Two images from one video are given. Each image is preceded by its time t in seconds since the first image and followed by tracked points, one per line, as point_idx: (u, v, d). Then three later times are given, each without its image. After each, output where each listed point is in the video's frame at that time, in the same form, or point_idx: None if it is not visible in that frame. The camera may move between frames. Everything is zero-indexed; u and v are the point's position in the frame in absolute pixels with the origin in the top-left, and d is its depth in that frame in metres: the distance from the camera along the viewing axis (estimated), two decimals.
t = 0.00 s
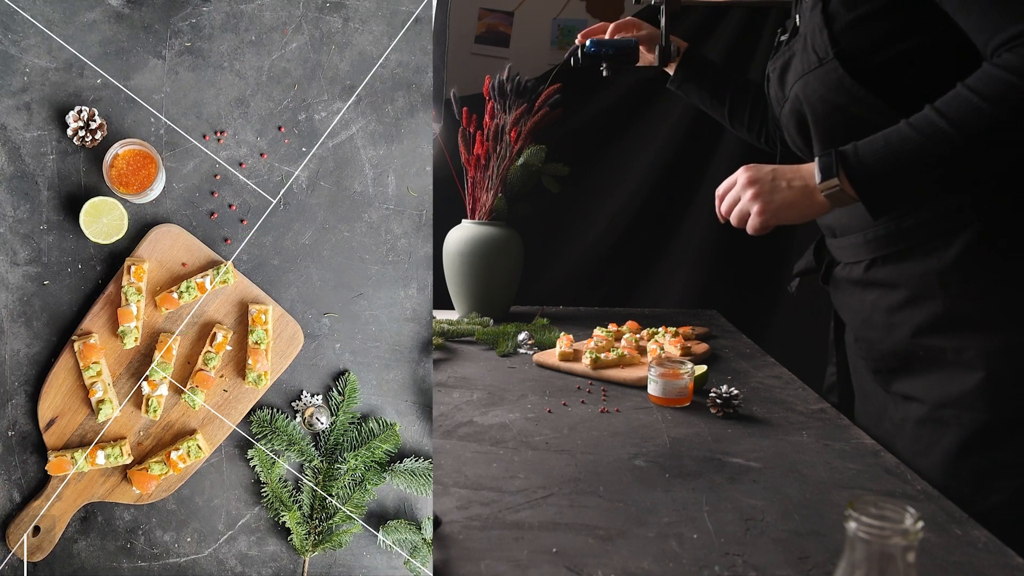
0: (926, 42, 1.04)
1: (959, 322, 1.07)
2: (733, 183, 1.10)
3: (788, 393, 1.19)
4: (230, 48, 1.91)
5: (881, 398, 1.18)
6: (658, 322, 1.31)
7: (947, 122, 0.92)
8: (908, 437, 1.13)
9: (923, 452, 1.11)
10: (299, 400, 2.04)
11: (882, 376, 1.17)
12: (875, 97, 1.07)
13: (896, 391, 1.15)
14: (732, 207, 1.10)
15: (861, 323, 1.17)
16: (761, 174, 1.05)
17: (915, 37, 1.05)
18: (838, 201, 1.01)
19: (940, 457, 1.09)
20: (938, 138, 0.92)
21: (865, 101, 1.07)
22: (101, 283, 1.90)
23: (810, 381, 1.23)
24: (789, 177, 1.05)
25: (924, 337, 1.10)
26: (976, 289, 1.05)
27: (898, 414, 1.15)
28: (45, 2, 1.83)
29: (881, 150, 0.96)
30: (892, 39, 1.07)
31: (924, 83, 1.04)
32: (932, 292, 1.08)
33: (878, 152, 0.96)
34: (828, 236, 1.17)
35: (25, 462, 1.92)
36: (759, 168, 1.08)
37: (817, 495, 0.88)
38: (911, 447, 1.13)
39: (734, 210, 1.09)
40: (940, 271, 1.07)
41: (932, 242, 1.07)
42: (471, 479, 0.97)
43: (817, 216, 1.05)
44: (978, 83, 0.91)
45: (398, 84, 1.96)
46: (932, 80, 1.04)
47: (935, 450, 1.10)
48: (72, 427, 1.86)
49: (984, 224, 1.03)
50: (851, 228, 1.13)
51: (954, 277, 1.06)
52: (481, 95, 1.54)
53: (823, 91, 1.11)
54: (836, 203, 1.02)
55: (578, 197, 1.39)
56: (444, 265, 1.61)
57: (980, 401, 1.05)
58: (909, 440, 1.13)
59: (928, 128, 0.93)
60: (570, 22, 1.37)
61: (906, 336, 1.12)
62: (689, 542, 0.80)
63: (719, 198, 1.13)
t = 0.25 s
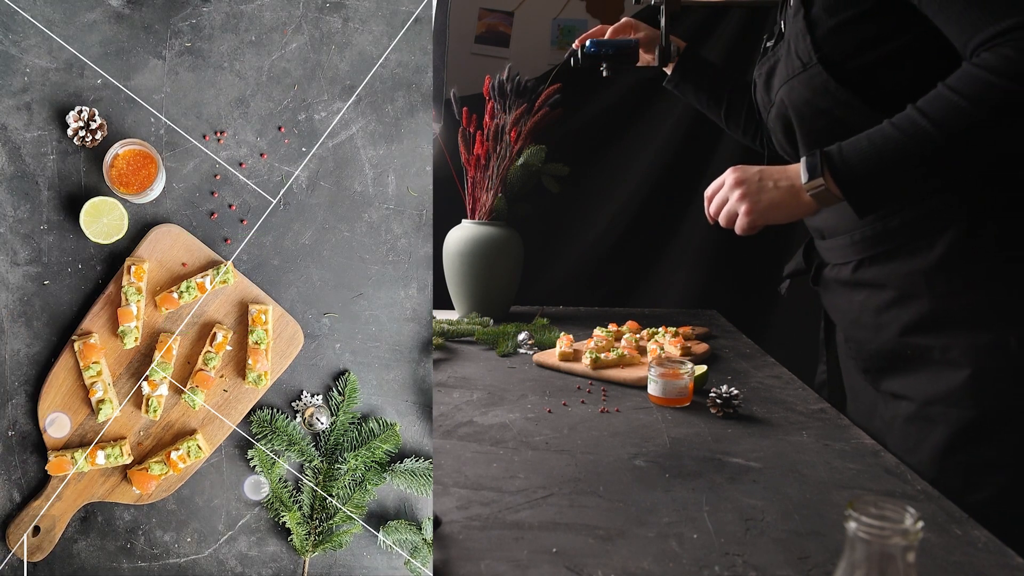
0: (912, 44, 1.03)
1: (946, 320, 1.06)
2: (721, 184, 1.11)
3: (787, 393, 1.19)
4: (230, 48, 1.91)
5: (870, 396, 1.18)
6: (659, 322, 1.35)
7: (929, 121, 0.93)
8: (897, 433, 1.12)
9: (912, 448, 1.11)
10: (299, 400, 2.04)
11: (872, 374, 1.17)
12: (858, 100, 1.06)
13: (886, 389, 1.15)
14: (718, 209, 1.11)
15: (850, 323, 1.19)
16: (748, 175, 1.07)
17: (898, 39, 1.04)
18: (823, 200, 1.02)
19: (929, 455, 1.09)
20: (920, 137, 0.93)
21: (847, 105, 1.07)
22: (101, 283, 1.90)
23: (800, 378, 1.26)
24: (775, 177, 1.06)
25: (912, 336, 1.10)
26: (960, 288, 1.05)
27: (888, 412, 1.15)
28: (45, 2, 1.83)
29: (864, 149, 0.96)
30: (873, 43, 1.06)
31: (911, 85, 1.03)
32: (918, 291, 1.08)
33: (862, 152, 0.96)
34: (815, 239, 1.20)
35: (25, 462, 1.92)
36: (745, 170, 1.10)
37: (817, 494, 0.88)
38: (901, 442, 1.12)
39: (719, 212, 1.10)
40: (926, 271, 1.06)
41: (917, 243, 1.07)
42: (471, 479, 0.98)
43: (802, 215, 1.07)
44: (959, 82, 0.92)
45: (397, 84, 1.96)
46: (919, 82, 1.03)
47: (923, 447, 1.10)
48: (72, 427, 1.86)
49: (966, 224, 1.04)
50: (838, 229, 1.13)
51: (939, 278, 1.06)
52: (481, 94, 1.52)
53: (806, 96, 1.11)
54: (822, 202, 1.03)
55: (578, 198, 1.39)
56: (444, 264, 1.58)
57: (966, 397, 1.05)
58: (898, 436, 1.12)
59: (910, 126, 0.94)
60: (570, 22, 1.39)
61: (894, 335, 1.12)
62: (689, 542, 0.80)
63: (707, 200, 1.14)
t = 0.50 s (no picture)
0: (909, 44, 1.05)
1: (940, 320, 1.06)
2: (715, 185, 1.10)
3: (787, 393, 1.19)
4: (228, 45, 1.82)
5: (868, 396, 1.19)
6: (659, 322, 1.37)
7: (921, 121, 0.94)
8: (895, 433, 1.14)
9: (909, 447, 1.13)
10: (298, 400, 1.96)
11: (868, 374, 1.17)
12: (851, 102, 1.07)
13: (881, 389, 1.15)
14: (714, 210, 1.10)
15: (845, 324, 1.19)
16: (743, 175, 1.06)
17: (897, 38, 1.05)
18: (817, 201, 1.03)
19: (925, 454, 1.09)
20: (913, 138, 0.94)
21: (840, 105, 1.08)
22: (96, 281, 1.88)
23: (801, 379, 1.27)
24: (769, 177, 1.06)
25: (906, 336, 1.10)
26: (954, 288, 1.05)
27: (885, 412, 1.16)
28: None
29: (858, 150, 0.97)
30: (867, 45, 1.07)
31: (906, 86, 1.05)
32: (911, 291, 1.08)
33: (856, 153, 0.97)
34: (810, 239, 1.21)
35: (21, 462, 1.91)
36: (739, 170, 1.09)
37: (816, 494, 0.89)
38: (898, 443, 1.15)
39: (715, 213, 1.09)
40: (920, 271, 1.07)
41: (911, 243, 1.08)
42: (471, 479, 0.98)
43: (795, 215, 1.07)
44: (951, 82, 0.93)
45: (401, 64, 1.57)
46: (915, 82, 1.05)
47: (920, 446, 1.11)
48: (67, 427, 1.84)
49: (959, 225, 1.04)
50: (833, 229, 1.14)
51: (933, 278, 1.06)
52: (481, 94, 1.51)
53: (801, 99, 1.11)
54: (815, 202, 1.03)
55: (578, 198, 1.38)
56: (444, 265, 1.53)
57: (960, 398, 1.05)
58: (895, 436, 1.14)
59: (903, 127, 0.95)
60: (570, 22, 1.38)
61: (889, 335, 1.12)
62: (689, 542, 0.81)
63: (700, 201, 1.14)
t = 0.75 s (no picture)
0: (908, 43, 1.04)
1: (938, 320, 1.07)
2: (714, 184, 1.10)
3: (788, 393, 1.19)
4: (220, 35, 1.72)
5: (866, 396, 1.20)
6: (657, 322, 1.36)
7: (917, 120, 0.93)
8: (892, 432, 1.16)
9: (906, 446, 1.14)
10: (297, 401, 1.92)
11: (866, 374, 1.18)
12: (849, 103, 1.07)
13: (880, 389, 1.16)
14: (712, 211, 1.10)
15: (843, 323, 1.19)
16: (741, 175, 1.07)
17: (899, 37, 1.05)
18: (817, 201, 1.03)
19: (922, 454, 1.11)
20: (912, 137, 0.94)
21: (839, 107, 1.08)
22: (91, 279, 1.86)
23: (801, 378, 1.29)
24: (768, 177, 1.06)
25: (904, 336, 1.11)
26: (952, 287, 1.05)
27: (882, 411, 1.18)
28: None
29: (857, 150, 0.97)
30: (863, 45, 1.07)
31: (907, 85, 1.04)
32: (910, 292, 1.08)
33: (855, 153, 0.97)
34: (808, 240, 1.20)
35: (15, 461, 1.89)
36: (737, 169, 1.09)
37: (816, 494, 0.89)
38: (894, 443, 1.16)
39: (714, 213, 1.09)
40: (919, 271, 1.06)
41: (910, 243, 1.07)
42: (471, 479, 0.98)
43: (794, 214, 1.07)
44: (949, 82, 0.92)
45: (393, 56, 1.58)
46: (917, 81, 1.04)
47: (916, 446, 1.12)
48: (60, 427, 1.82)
49: (957, 224, 1.04)
50: (832, 229, 1.13)
51: (930, 278, 1.06)
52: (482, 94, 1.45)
53: (800, 99, 1.11)
54: (814, 201, 1.04)
55: (579, 198, 1.34)
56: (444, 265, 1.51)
57: (958, 396, 1.06)
58: (893, 436, 1.16)
59: (901, 127, 0.95)
60: (570, 23, 1.33)
61: (888, 334, 1.12)
62: (689, 542, 0.82)
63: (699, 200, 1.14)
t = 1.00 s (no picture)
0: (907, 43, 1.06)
1: (939, 321, 1.08)
2: (713, 183, 1.10)
3: (788, 393, 1.19)
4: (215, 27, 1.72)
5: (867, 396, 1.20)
6: (657, 322, 1.32)
7: (918, 120, 0.93)
8: (893, 432, 1.16)
9: (907, 446, 1.15)
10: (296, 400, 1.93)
11: (866, 374, 1.18)
12: (848, 103, 1.08)
13: (881, 389, 1.17)
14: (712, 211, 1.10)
15: (843, 324, 1.19)
16: (741, 174, 1.07)
17: (899, 37, 1.06)
18: (817, 200, 1.03)
19: (922, 454, 1.12)
20: (912, 137, 0.94)
21: (839, 107, 1.09)
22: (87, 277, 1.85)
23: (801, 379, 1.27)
24: (768, 176, 1.06)
25: (904, 336, 1.11)
26: (952, 287, 1.06)
27: (882, 411, 1.18)
28: None
29: (857, 150, 0.97)
30: (861, 46, 1.08)
31: (906, 83, 1.05)
32: (910, 292, 1.09)
33: (855, 153, 0.97)
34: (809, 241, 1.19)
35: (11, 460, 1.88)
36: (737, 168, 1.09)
37: (816, 495, 0.89)
38: (895, 442, 1.17)
39: (714, 213, 1.09)
40: (919, 271, 1.07)
41: (909, 243, 1.08)
42: (471, 479, 0.98)
43: (793, 213, 1.07)
44: (949, 82, 0.92)
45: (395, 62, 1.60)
46: (915, 80, 1.05)
47: (916, 447, 1.13)
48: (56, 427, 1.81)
49: (957, 223, 1.05)
50: (831, 230, 1.13)
51: (930, 278, 1.07)
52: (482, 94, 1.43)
53: (799, 98, 1.12)
54: (814, 201, 1.04)
55: (580, 198, 1.32)
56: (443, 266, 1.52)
57: (958, 396, 1.07)
58: (893, 435, 1.16)
59: (901, 127, 0.94)
60: (570, 23, 1.31)
61: (888, 334, 1.13)
62: (689, 542, 0.82)
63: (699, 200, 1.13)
